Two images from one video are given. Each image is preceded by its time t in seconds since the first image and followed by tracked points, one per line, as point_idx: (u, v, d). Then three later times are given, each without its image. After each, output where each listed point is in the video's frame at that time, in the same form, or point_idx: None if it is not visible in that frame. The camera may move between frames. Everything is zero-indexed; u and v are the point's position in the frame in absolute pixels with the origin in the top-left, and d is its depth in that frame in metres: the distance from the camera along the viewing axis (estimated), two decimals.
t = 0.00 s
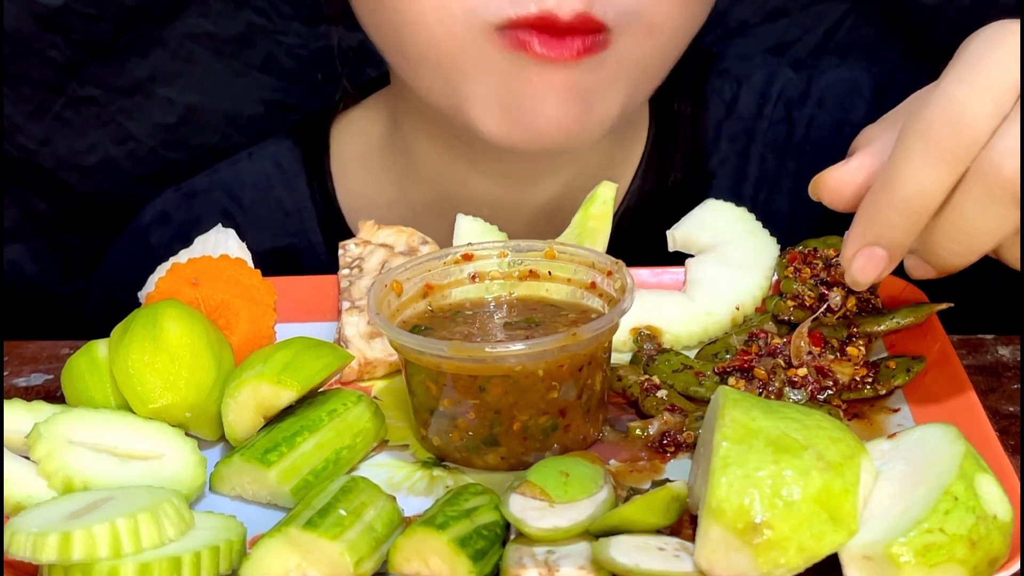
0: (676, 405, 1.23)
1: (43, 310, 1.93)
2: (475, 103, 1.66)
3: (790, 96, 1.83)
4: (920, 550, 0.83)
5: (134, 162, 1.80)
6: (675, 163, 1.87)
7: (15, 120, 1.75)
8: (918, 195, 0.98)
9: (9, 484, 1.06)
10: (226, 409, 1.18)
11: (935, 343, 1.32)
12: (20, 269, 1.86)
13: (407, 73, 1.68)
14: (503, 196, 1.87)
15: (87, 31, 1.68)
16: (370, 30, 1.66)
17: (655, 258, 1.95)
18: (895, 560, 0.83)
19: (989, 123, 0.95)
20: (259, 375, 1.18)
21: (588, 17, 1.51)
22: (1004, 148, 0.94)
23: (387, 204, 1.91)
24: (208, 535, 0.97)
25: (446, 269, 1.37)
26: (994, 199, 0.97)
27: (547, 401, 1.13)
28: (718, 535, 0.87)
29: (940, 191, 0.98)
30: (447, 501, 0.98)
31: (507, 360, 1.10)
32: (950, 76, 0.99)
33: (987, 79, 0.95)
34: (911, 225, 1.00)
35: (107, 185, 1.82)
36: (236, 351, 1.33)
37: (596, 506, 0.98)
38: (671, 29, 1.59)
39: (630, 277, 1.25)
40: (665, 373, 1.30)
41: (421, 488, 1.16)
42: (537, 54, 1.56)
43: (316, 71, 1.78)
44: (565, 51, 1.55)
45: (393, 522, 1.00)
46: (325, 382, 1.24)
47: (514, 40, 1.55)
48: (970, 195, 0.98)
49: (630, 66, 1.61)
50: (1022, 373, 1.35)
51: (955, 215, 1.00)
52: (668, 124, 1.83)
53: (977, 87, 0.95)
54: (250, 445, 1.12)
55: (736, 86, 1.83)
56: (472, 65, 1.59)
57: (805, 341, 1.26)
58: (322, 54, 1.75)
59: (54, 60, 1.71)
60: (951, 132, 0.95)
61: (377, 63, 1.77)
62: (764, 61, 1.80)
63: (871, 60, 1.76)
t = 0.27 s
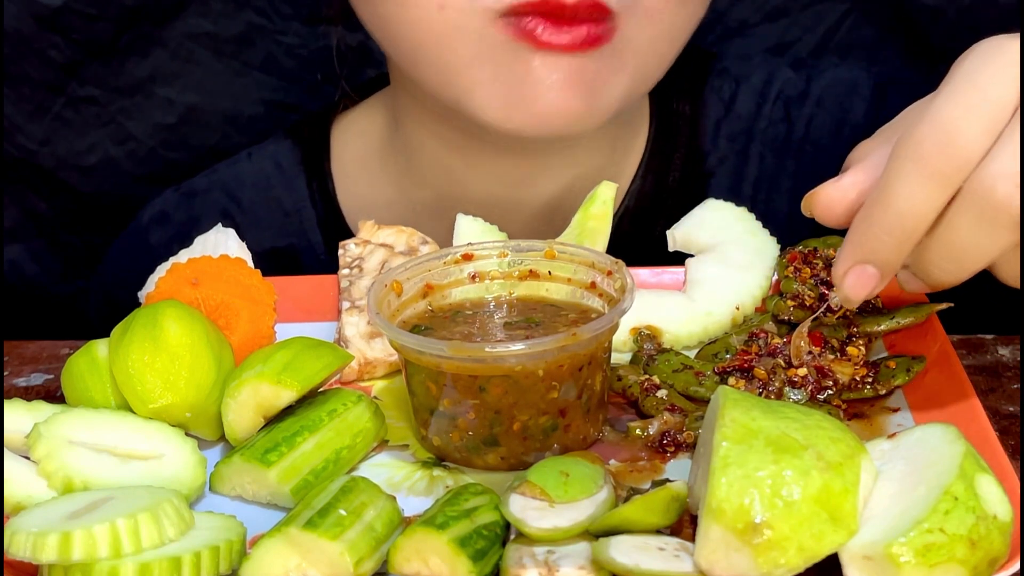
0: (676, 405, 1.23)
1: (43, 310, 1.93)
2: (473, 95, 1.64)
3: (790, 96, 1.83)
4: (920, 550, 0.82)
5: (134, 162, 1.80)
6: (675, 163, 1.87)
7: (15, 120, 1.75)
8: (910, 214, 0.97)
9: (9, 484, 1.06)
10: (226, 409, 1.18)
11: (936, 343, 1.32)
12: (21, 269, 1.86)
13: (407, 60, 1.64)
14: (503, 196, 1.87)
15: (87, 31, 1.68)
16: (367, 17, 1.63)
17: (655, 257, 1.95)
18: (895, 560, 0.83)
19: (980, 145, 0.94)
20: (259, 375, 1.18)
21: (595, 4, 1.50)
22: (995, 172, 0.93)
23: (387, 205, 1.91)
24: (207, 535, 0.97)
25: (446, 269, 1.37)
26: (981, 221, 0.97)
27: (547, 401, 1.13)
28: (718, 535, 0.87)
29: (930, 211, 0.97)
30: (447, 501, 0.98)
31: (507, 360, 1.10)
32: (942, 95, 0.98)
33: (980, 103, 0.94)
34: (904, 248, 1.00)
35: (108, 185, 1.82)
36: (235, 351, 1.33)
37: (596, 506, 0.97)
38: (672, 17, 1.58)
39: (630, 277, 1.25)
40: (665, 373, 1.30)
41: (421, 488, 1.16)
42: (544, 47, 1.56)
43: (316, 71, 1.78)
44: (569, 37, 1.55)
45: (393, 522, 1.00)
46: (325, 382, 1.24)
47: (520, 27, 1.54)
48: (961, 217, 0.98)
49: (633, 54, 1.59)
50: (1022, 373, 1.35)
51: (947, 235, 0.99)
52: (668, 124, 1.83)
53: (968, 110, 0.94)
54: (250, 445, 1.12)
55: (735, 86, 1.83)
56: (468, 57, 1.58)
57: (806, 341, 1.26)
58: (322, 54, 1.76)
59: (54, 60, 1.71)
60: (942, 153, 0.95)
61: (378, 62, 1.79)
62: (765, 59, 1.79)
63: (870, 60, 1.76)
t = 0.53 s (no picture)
0: (676, 405, 1.23)
1: (43, 310, 1.93)
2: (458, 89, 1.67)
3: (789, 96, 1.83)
4: (920, 550, 0.83)
5: (134, 162, 1.80)
6: (675, 163, 1.87)
7: (15, 119, 1.75)
8: (826, 214, 0.82)
9: (9, 484, 1.06)
10: (226, 409, 1.18)
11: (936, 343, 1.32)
12: (21, 269, 1.86)
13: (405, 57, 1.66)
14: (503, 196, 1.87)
15: (87, 31, 1.68)
16: (358, 10, 1.65)
17: (654, 257, 1.95)
18: (895, 560, 0.83)
19: (893, 151, 0.81)
20: (260, 375, 1.18)
21: None
22: (925, 175, 0.81)
23: (387, 205, 1.91)
24: (207, 535, 0.97)
25: (446, 269, 1.37)
26: (920, 218, 0.82)
27: (547, 401, 1.13)
28: (718, 535, 0.87)
29: (918, 244, 0.83)
30: (446, 501, 0.98)
31: (507, 360, 1.10)
32: (850, 98, 0.87)
33: (885, 122, 0.82)
34: (820, 256, 0.84)
35: (108, 185, 1.82)
36: (236, 351, 1.33)
37: (596, 506, 0.97)
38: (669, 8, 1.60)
39: (630, 277, 1.25)
40: (665, 373, 1.30)
41: (421, 488, 1.16)
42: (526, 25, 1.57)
43: (315, 71, 1.78)
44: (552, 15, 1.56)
45: (393, 522, 1.00)
46: (325, 382, 1.24)
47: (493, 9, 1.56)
48: (897, 213, 0.82)
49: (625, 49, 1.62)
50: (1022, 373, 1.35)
51: (876, 242, 0.84)
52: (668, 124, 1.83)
53: (875, 123, 0.82)
54: (250, 445, 1.12)
55: (742, 91, 1.80)
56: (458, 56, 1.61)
57: (805, 341, 1.27)
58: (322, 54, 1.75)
59: (54, 60, 1.70)
60: (846, 163, 0.81)
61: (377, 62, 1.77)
62: (760, 59, 1.77)
63: (871, 60, 1.76)
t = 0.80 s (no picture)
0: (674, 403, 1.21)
1: (43, 310, 1.92)
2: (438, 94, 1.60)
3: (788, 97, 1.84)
4: (920, 549, 0.83)
5: (134, 162, 1.82)
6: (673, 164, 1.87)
7: (14, 120, 1.75)
8: (621, 408, 0.69)
9: (9, 484, 1.06)
10: (226, 409, 1.18)
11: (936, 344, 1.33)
12: (20, 269, 1.86)
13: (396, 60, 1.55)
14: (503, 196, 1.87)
15: (87, 31, 1.68)
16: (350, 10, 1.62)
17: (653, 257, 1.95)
18: (895, 560, 0.83)
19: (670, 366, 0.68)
20: (260, 374, 1.18)
21: None
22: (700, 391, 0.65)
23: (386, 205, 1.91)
24: (208, 535, 0.97)
25: (446, 269, 1.37)
26: (843, 449, 0.63)
27: (547, 401, 1.13)
28: (718, 535, 0.85)
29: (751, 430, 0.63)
30: (446, 501, 0.98)
31: (506, 359, 1.10)
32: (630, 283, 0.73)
33: (691, 273, 0.69)
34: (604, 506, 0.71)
35: (108, 185, 1.82)
36: (235, 351, 1.33)
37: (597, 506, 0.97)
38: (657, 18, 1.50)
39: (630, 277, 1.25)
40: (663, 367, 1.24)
41: (421, 488, 1.16)
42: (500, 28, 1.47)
43: (314, 71, 1.84)
44: (529, 22, 1.47)
45: (393, 522, 1.00)
46: (325, 382, 1.24)
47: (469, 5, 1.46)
48: (815, 435, 0.63)
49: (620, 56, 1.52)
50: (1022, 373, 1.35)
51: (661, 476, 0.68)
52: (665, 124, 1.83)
53: (688, 282, 0.69)
54: (250, 445, 1.12)
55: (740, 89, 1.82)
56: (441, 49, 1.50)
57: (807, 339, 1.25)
58: (320, 53, 1.81)
59: (54, 60, 1.70)
60: (715, 403, 0.64)
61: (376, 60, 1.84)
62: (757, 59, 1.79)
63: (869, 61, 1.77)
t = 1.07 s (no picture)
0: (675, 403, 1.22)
1: (43, 310, 1.92)
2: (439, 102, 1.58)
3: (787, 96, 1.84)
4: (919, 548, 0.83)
5: (134, 162, 1.82)
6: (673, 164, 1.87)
7: (14, 120, 1.74)
8: (589, 485, 0.72)
9: (9, 483, 1.06)
10: (226, 409, 1.18)
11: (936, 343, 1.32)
12: (21, 269, 1.86)
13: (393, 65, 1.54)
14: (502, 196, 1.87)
15: (87, 31, 1.68)
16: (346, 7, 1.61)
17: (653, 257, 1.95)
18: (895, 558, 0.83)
19: (638, 435, 0.70)
20: (260, 374, 1.18)
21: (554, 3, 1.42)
22: (666, 481, 0.67)
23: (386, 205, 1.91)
24: (208, 535, 0.97)
25: (446, 269, 1.37)
26: (807, 545, 0.65)
27: (547, 401, 1.13)
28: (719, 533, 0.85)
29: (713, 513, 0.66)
30: (446, 501, 0.98)
31: (507, 360, 1.10)
32: (604, 344, 0.76)
33: (659, 345, 0.72)
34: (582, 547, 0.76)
35: (108, 185, 1.83)
36: (235, 351, 1.33)
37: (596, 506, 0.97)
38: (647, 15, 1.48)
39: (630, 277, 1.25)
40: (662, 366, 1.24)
41: (421, 488, 1.16)
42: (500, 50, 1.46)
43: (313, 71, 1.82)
44: (530, 40, 1.45)
45: (393, 522, 1.00)
46: (325, 382, 1.24)
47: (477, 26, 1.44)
48: (778, 526, 0.65)
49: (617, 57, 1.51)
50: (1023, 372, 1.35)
51: (625, 541, 0.71)
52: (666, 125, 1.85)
53: (650, 357, 0.71)
54: (250, 445, 1.12)
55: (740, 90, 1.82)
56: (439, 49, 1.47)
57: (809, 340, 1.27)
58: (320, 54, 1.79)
59: (54, 60, 1.70)
60: (675, 499, 0.66)
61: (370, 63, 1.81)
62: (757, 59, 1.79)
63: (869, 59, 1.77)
